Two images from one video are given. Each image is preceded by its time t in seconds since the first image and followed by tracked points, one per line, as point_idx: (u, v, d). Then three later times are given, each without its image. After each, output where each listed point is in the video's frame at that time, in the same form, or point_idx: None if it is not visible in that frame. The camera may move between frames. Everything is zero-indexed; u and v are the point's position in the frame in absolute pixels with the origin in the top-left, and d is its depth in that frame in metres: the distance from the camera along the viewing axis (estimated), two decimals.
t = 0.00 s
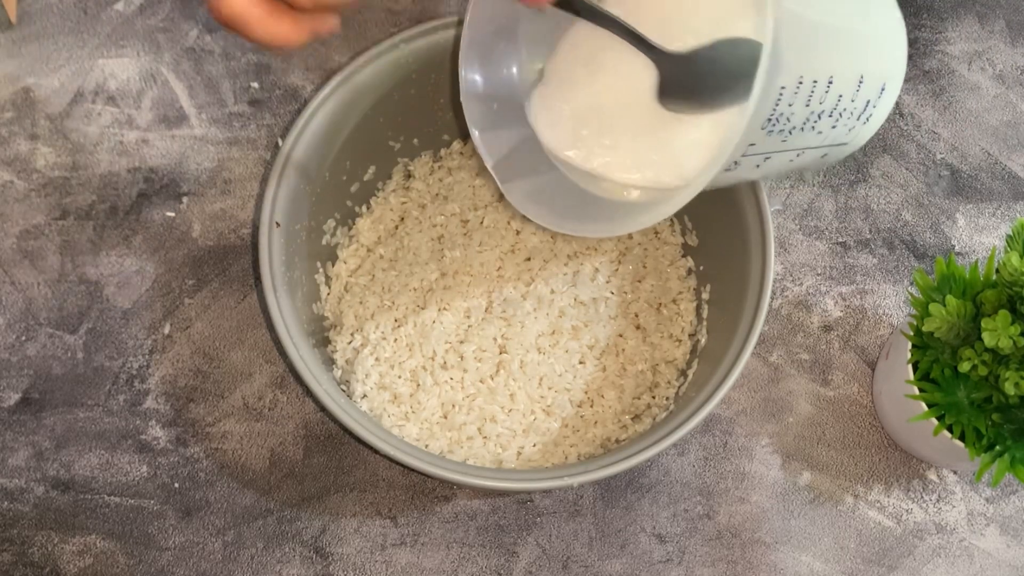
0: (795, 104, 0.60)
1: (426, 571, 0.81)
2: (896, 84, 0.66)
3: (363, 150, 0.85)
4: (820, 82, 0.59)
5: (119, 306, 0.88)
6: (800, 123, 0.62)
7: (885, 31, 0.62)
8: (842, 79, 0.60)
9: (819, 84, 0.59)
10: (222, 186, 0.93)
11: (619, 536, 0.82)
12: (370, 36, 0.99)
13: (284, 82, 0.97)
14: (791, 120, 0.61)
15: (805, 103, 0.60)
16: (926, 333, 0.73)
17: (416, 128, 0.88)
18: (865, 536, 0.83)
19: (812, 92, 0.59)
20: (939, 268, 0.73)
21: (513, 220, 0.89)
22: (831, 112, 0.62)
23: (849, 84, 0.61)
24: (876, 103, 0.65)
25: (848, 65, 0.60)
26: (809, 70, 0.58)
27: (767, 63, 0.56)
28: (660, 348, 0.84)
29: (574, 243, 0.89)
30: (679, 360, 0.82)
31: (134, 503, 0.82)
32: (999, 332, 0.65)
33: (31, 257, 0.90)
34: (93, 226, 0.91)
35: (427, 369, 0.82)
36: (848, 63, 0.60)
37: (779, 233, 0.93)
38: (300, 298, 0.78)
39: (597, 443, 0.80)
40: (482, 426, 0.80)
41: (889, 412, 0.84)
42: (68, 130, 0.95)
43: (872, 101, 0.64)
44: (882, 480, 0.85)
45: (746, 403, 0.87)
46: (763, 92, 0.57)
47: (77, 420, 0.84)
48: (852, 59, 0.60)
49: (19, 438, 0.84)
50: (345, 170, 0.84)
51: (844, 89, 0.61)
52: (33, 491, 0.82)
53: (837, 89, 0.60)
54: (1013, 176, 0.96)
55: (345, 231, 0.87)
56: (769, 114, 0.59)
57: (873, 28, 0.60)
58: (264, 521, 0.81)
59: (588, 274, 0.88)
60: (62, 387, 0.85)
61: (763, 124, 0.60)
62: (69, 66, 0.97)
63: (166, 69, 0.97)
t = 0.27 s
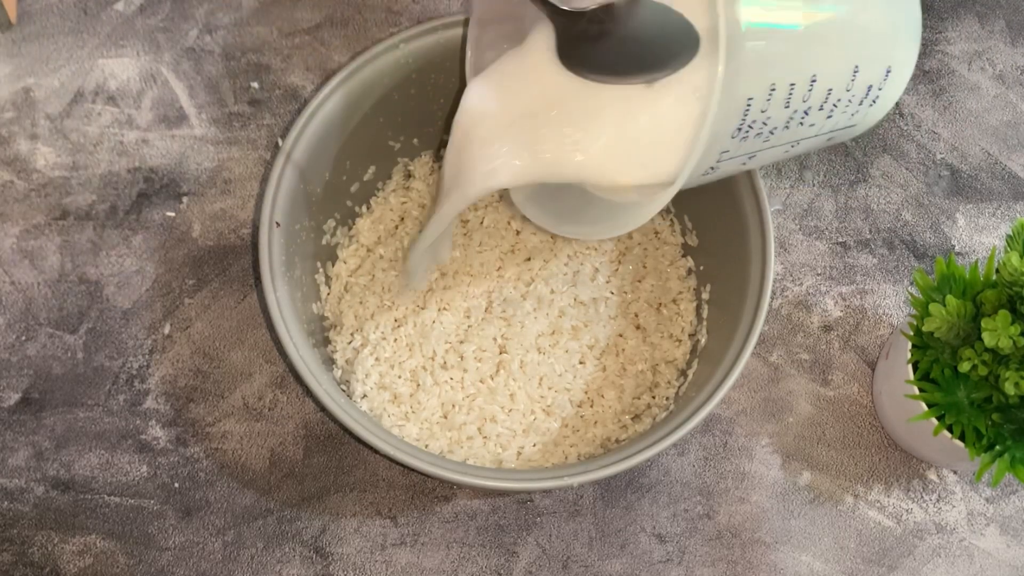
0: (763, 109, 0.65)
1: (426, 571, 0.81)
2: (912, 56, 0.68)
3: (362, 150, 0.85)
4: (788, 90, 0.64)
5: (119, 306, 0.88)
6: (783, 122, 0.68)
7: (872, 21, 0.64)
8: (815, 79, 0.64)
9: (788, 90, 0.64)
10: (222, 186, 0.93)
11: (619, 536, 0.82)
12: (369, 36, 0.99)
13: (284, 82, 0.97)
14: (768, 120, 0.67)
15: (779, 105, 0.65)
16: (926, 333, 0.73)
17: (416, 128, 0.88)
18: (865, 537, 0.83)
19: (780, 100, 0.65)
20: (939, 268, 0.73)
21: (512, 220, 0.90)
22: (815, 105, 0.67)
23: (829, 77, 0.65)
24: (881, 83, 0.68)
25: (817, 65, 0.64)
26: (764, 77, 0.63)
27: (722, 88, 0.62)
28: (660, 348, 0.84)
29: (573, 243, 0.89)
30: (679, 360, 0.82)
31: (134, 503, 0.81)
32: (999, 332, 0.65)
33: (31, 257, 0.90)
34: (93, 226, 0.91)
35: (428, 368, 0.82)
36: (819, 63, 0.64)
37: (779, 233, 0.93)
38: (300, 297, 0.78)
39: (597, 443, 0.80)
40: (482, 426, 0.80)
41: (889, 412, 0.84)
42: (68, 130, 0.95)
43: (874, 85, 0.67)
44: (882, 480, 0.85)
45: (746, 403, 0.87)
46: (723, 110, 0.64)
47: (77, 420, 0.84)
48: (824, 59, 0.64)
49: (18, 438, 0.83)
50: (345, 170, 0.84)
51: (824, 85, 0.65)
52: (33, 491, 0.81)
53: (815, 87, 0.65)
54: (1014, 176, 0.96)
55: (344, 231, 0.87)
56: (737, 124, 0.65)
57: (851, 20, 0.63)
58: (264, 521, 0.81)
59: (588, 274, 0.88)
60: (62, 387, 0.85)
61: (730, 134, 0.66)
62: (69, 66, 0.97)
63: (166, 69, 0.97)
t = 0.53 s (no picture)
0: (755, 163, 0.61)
1: (426, 572, 0.81)
2: (899, 81, 0.64)
3: (362, 150, 0.85)
4: (779, 140, 0.60)
5: (119, 306, 0.88)
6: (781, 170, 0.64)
7: (853, 54, 0.60)
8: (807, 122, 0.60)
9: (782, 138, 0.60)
10: (222, 186, 0.93)
11: (619, 536, 0.82)
12: (369, 36, 0.99)
13: (284, 82, 0.98)
14: (766, 167, 0.62)
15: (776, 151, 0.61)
16: (926, 333, 0.74)
17: (416, 129, 0.88)
18: (865, 536, 0.83)
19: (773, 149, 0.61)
20: (939, 269, 0.73)
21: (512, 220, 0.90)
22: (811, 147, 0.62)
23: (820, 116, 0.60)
24: (874, 111, 0.63)
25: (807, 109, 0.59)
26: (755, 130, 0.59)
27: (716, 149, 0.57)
28: (660, 348, 0.84)
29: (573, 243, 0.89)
30: (679, 360, 0.82)
31: (134, 503, 0.81)
32: (999, 332, 0.65)
33: (31, 257, 0.90)
34: (93, 226, 0.91)
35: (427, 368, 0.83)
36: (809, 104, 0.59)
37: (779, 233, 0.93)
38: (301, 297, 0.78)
39: (597, 443, 0.80)
40: (481, 427, 0.80)
41: (889, 412, 0.84)
42: (68, 130, 0.95)
43: (866, 115, 0.63)
44: (882, 480, 0.85)
45: (746, 403, 0.87)
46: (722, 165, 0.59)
47: (77, 420, 0.84)
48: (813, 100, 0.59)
49: (19, 438, 0.83)
50: (345, 170, 0.84)
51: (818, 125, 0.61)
52: (33, 491, 0.81)
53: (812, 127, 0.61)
54: (1014, 176, 0.96)
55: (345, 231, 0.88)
56: (736, 176, 0.61)
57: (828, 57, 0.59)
58: (264, 521, 0.81)
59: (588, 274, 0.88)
60: (62, 387, 0.85)
61: (730, 186, 0.61)
62: (69, 66, 0.97)
63: (166, 69, 0.97)
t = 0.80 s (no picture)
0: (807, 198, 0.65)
1: (426, 571, 0.80)
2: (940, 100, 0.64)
3: (363, 149, 0.85)
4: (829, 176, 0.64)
5: (119, 306, 0.88)
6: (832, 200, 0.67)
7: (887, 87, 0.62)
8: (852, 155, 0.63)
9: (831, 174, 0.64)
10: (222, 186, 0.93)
11: (619, 536, 0.82)
12: (369, 36, 1.00)
13: (284, 82, 0.98)
14: (818, 205, 0.66)
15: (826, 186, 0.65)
16: (926, 333, 0.74)
17: (417, 128, 0.88)
18: (865, 536, 0.83)
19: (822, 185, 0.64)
20: (939, 268, 0.73)
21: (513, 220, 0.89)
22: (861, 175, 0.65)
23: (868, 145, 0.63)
24: (917, 136, 0.65)
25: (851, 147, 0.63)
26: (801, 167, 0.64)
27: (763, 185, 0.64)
28: (660, 348, 0.83)
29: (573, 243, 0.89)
30: (679, 360, 0.82)
31: (133, 503, 0.81)
32: (999, 332, 0.65)
33: (31, 257, 0.90)
34: (93, 226, 0.91)
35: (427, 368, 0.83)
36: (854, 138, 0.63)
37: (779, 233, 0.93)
38: (300, 297, 0.78)
39: (597, 443, 0.80)
40: (482, 427, 0.80)
41: (889, 413, 0.84)
42: (67, 130, 0.94)
43: (911, 139, 0.64)
44: (882, 480, 0.85)
45: (746, 403, 0.87)
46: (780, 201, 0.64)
47: (77, 420, 0.84)
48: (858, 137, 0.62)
49: (18, 438, 0.83)
50: (346, 170, 0.84)
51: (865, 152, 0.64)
52: (33, 491, 0.81)
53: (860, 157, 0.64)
54: (1014, 176, 0.96)
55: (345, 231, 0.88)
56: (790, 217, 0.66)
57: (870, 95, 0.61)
58: (264, 521, 0.81)
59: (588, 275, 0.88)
60: (62, 387, 0.85)
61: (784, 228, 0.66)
62: (69, 66, 0.97)
63: (166, 69, 0.97)
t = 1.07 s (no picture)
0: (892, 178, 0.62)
1: (426, 571, 0.80)
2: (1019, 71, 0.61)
3: (362, 148, 0.85)
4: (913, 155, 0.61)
5: (119, 306, 0.88)
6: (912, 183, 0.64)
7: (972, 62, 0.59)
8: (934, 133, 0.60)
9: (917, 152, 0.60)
10: (223, 186, 0.93)
11: (619, 536, 0.82)
12: (369, 36, 1.00)
13: (284, 82, 0.98)
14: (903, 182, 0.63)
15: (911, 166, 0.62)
16: (926, 333, 0.74)
17: (417, 128, 0.88)
18: (865, 536, 0.83)
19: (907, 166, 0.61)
20: (939, 268, 0.73)
21: (512, 221, 0.90)
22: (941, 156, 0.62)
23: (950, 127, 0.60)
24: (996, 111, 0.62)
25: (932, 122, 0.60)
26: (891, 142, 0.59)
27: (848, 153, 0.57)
28: (660, 348, 0.84)
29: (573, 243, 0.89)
30: (679, 360, 0.82)
31: (134, 503, 0.81)
32: (999, 332, 0.65)
33: (31, 257, 0.90)
34: (93, 226, 0.91)
35: (427, 368, 0.83)
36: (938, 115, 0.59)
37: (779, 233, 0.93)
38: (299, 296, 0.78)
39: (597, 443, 0.79)
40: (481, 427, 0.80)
41: (889, 413, 0.84)
42: (67, 130, 0.94)
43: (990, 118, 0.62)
44: (882, 480, 0.85)
45: (746, 403, 0.87)
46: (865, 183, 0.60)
47: (77, 420, 0.84)
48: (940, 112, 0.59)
49: (18, 438, 0.83)
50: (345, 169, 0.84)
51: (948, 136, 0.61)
52: (33, 491, 0.81)
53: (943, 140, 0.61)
54: (1014, 176, 0.96)
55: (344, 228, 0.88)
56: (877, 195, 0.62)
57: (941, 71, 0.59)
58: (264, 521, 0.81)
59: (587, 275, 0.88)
60: (62, 387, 0.85)
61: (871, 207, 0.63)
62: (69, 66, 0.97)
63: (166, 69, 0.97)
